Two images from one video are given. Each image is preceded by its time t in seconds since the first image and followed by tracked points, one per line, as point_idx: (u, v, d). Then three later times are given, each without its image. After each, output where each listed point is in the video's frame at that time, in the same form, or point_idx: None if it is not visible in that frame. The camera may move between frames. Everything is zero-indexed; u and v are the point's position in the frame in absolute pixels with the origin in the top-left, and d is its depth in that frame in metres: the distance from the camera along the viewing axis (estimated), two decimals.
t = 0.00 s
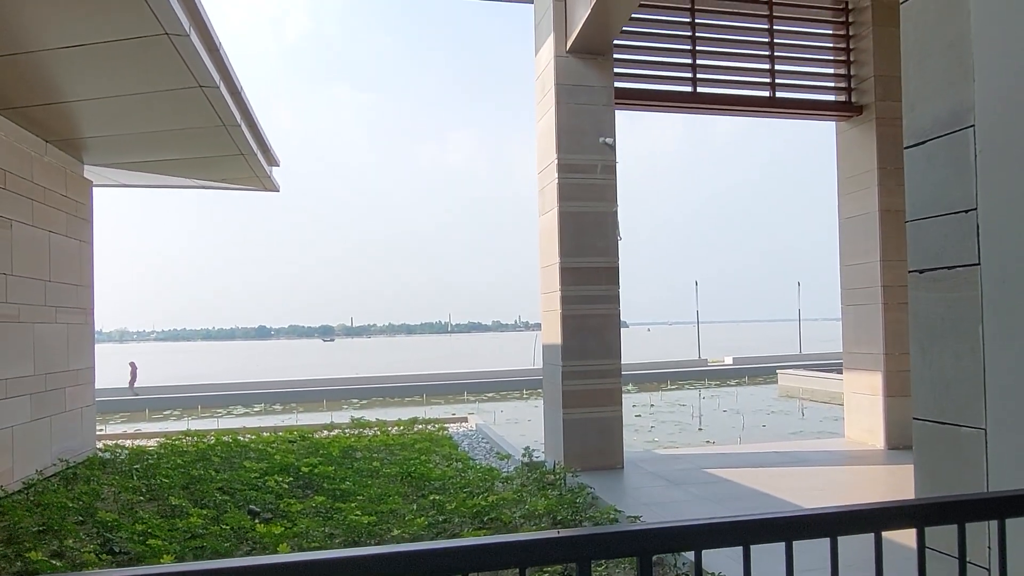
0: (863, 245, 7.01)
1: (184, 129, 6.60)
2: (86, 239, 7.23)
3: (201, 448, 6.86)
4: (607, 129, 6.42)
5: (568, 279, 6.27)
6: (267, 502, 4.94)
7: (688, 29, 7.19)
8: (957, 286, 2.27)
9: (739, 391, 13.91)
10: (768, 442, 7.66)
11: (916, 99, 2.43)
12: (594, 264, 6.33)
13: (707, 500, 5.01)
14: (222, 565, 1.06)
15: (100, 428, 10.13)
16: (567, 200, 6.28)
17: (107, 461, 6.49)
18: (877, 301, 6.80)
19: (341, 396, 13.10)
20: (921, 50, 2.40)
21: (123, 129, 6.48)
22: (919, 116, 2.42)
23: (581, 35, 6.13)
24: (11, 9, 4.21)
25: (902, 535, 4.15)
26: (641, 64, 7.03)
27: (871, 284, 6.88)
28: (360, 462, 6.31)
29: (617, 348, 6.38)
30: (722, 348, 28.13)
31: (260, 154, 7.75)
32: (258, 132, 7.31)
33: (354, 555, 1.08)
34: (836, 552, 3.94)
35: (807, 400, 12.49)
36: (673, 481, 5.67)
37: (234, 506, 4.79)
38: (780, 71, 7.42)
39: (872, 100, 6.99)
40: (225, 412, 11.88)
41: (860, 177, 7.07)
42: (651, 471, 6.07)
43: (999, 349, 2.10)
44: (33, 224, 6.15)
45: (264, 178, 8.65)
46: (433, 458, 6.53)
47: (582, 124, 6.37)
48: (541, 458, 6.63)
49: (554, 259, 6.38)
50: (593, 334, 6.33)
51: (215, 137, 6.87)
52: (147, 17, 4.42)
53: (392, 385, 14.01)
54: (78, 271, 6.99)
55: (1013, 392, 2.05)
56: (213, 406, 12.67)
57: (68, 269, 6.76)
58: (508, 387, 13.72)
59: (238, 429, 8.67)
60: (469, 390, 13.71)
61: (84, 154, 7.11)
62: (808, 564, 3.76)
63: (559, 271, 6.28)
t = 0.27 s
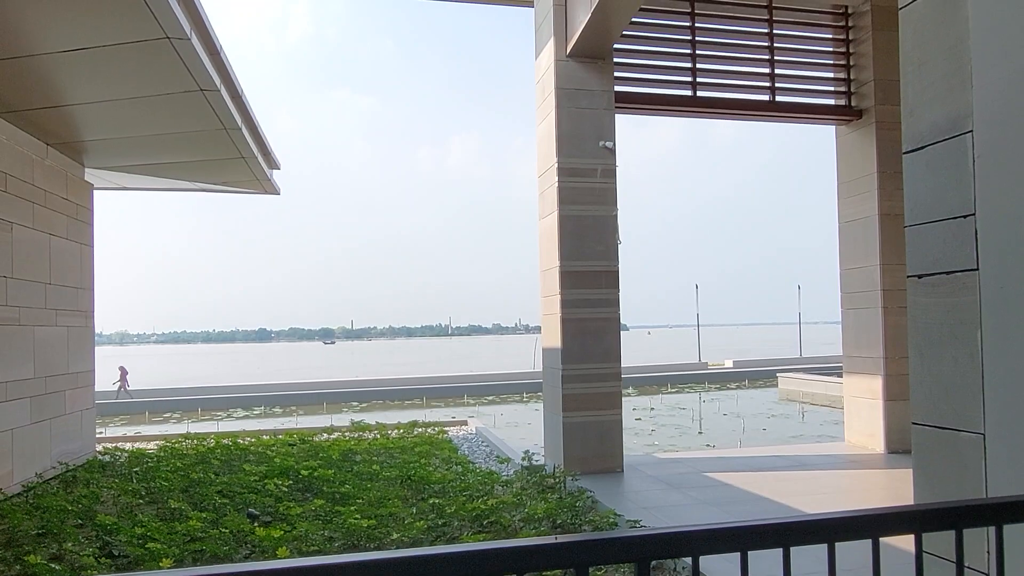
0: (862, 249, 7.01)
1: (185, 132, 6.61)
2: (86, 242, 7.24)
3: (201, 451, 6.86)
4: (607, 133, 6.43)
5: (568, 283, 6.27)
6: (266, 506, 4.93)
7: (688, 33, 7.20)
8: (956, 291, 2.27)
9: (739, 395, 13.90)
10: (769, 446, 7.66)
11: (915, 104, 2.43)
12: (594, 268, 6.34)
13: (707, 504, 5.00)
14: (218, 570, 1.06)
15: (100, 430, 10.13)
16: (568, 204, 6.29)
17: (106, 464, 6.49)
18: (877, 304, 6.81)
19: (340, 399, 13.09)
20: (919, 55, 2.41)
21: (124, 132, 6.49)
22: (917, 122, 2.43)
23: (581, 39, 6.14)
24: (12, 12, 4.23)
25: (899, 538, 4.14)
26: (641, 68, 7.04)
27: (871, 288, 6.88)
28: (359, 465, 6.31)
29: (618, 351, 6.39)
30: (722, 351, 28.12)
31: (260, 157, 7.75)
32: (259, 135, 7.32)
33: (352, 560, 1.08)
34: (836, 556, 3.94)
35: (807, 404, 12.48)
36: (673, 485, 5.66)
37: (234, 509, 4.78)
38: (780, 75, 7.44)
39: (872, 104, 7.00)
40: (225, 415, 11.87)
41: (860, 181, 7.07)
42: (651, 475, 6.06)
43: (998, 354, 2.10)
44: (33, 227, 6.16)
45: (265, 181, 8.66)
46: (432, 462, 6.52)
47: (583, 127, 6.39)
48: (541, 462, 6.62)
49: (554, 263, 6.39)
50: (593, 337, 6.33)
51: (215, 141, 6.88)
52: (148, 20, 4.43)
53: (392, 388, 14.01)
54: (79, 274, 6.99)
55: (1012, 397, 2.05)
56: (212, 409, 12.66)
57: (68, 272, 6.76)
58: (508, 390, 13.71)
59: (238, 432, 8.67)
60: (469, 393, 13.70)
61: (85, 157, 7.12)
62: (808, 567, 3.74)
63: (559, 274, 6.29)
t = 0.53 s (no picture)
0: (861, 253, 7.02)
1: (185, 136, 6.63)
2: (86, 245, 7.25)
3: (200, 454, 6.85)
4: (606, 137, 6.44)
5: (567, 286, 6.28)
6: (264, 509, 4.93)
7: (687, 37, 7.22)
8: (952, 295, 2.27)
9: (738, 398, 13.89)
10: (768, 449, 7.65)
11: (911, 110, 2.44)
12: (594, 272, 6.34)
13: (706, 508, 5.00)
14: None
15: (100, 433, 10.13)
16: (567, 207, 6.30)
17: (105, 467, 6.49)
18: (876, 308, 6.81)
19: (339, 402, 13.08)
20: (914, 61, 2.42)
21: (124, 136, 6.51)
22: (913, 127, 2.43)
23: (580, 43, 6.16)
24: (12, 16, 4.25)
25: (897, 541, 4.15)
26: (640, 72, 7.06)
27: (870, 291, 6.88)
28: (358, 468, 6.31)
29: (617, 355, 6.39)
30: (722, 354, 28.11)
31: (260, 160, 7.77)
32: (259, 139, 7.34)
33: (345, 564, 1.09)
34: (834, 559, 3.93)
35: (807, 407, 12.47)
36: (671, 489, 5.66)
37: (232, 512, 4.78)
38: (779, 79, 7.45)
39: (871, 107, 7.01)
40: (224, 418, 11.85)
41: (858, 185, 7.08)
42: (650, 478, 6.05)
43: (994, 359, 2.10)
44: (33, 230, 6.17)
45: (265, 185, 8.68)
46: (431, 465, 6.52)
47: (582, 131, 6.40)
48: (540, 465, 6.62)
49: (553, 266, 6.40)
50: (592, 341, 6.34)
51: (215, 144, 6.90)
52: (148, 24, 4.45)
53: (392, 390, 14.01)
54: (78, 277, 7.00)
55: (1008, 401, 2.05)
56: (211, 412, 12.65)
57: (68, 275, 6.77)
58: (507, 393, 13.70)
59: (237, 435, 8.66)
60: (468, 396, 13.69)
61: (85, 160, 7.13)
62: (809, 570, 3.73)
63: (558, 278, 6.29)
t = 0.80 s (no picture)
0: (861, 256, 7.02)
1: (185, 138, 6.65)
2: (87, 246, 7.26)
3: (198, 455, 6.86)
4: (606, 139, 6.45)
5: (567, 288, 6.28)
6: (263, 510, 4.93)
7: (687, 39, 7.23)
8: (948, 298, 2.28)
9: (738, 400, 13.89)
10: (767, 452, 7.64)
11: (907, 113, 2.45)
12: (593, 274, 6.35)
13: (704, 510, 5.00)
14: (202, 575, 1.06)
15: (99, 434, 10.13)
16: (566, 210, 6.31)
17: (104, 469, 6.49)
18: (876, 310, 6.80)
19: (339, 403, 13.09)
20: (910, 65, 2.43)
21: (125, 137, 6.52)
22: (909, 130, 2.44)
23: (580, 46, 6.17)
24: (13, 18, 4.26)
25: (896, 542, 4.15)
26: (640, 75, 7.07)
27: (869, 293, 6.88)
28: (357, 470, 6.30)
29: (616, 357, 6.39)
30: (722, 357, 28.08)
31: (260, 162, 7.78)
32: (259, 141, 7.35)
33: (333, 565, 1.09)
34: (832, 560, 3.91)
35: (807, 410, 12.46)
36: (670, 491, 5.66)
37: (231, 513, 4.79)
38: (779, 81, 7.46)
39: (870, 110, 7.02)
40: (223, 419, 11.86)
41: (858, 187, 7.08)
42: (650, 480, 6.05)
43: (992, 362, 2.10)
44: (33, 232, 6.18)
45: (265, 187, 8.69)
46: (430, 467, 6.50)
47: (581, 133, 6.41)
48: (538, 467, 6.62)
49: (553, 268, 6.40)
50: (591, 343, 6.34)
51: (215, 146, 6.92)
52: (149, 27, 4.47)
53: (391, 392, 14.01)
54: (78, 278, 7.01)
55: (1005, 404, 2.05)
56: (211, 413, 12.66)
57: (68, 276, 6.78)
58: (507, 395, 13.69)
59: (237, 436, 8.65)
60: (468, 398, 13.69)
61: (85, 162, 7.15)
62: (807, 572, 3.72)
63: (557, 280, 6.30)
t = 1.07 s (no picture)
0: (863, 257, 7.00)
1: (188, 138, 6.66)
2: (89, 246, 7.28)
3: (200, 454, 6.87)
4: (608, 139, 6.45)
5: (568, 288, 6.28)
6: (264, 510, 4.94)
7: (690, 40, 7.23)
8: (948, 298, 2.27)
9: (740, 402, 13.87)
10: (769, 453, 7.63)
11: (908, 113, 2.44)
12: (594, 274, 6.35)
13: (705, 511, 5.00)
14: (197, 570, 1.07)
15: (101, 434, 10.16)
16: (568, 210, 6.31)
17: (107, 468, 6.50)
18: (878, 311, 6.79)
19: (341, 404, 13.10)
20: (911, 65, 2.43)
21: (128, 137, 6.54)
22: (910, 130, 2.43)
23: (582, 46, 6.17)
24: (17, 18, 4.28)
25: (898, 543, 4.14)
26: (642, 75, 7.07)
27: (871, 294, 6.87)
28: (358, 470, 6.30)
29: (617, 358, 6.39)
30: (725, 358, 28.01)
31: (263, 163, 7.79)
32: (262, 141, 7.37)
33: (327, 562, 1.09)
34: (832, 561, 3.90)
35: (809, 411, 12.42)
36: (671, 491, 5.65)
37: (232, 513, 4.79)
38: (781, 81, 7.45)
39: (873, 111, 7.01)
40: (225, 420, 11.88)
41: (860, 188, 7.07)
42: (651, 481, 6.04)
43: (992, 362, 2.09)
44: (36, 231, 6.20)
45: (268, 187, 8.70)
46: (432, 467, 6.50)
47: (583, 134, 6.41)
48: (539, 467, 6.61)
49: (554, 269, 6.40)
50: (592, 343, 6.33)
51: (218, 146, 6.93)
52: (152, 27, 4.48)
53: (393, 393, 14.01)
54: (81, 277, 7.03)
55: (1005, 404, 2.05)
56: (214, 413, 12.68)
57: (71, 275, 6.80)
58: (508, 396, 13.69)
59: (238, 436, 8.66)
60: (469, 399, 13.69)
61: (88, 162, 7.17)
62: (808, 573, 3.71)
63: (559, 280, 6.30)
